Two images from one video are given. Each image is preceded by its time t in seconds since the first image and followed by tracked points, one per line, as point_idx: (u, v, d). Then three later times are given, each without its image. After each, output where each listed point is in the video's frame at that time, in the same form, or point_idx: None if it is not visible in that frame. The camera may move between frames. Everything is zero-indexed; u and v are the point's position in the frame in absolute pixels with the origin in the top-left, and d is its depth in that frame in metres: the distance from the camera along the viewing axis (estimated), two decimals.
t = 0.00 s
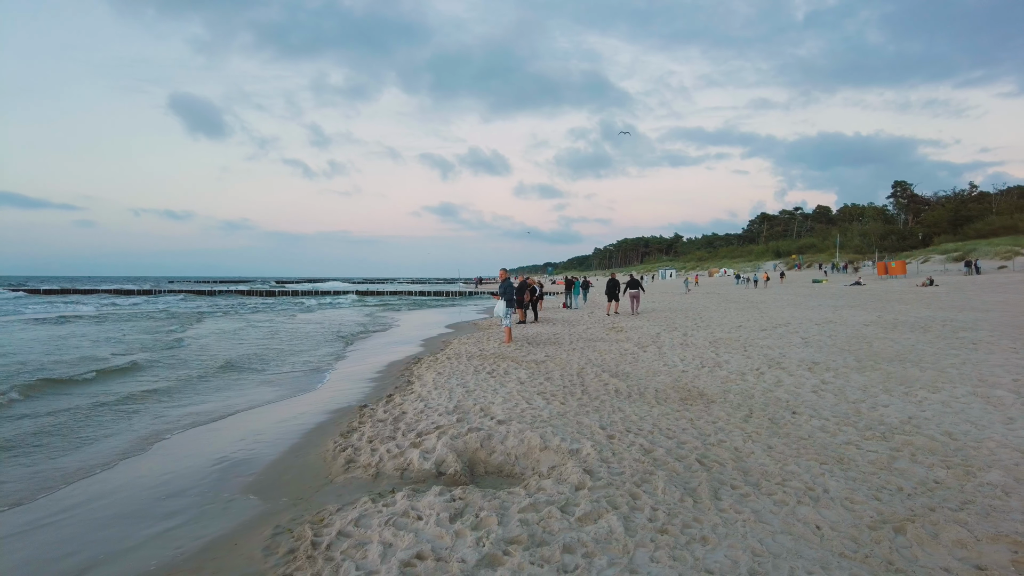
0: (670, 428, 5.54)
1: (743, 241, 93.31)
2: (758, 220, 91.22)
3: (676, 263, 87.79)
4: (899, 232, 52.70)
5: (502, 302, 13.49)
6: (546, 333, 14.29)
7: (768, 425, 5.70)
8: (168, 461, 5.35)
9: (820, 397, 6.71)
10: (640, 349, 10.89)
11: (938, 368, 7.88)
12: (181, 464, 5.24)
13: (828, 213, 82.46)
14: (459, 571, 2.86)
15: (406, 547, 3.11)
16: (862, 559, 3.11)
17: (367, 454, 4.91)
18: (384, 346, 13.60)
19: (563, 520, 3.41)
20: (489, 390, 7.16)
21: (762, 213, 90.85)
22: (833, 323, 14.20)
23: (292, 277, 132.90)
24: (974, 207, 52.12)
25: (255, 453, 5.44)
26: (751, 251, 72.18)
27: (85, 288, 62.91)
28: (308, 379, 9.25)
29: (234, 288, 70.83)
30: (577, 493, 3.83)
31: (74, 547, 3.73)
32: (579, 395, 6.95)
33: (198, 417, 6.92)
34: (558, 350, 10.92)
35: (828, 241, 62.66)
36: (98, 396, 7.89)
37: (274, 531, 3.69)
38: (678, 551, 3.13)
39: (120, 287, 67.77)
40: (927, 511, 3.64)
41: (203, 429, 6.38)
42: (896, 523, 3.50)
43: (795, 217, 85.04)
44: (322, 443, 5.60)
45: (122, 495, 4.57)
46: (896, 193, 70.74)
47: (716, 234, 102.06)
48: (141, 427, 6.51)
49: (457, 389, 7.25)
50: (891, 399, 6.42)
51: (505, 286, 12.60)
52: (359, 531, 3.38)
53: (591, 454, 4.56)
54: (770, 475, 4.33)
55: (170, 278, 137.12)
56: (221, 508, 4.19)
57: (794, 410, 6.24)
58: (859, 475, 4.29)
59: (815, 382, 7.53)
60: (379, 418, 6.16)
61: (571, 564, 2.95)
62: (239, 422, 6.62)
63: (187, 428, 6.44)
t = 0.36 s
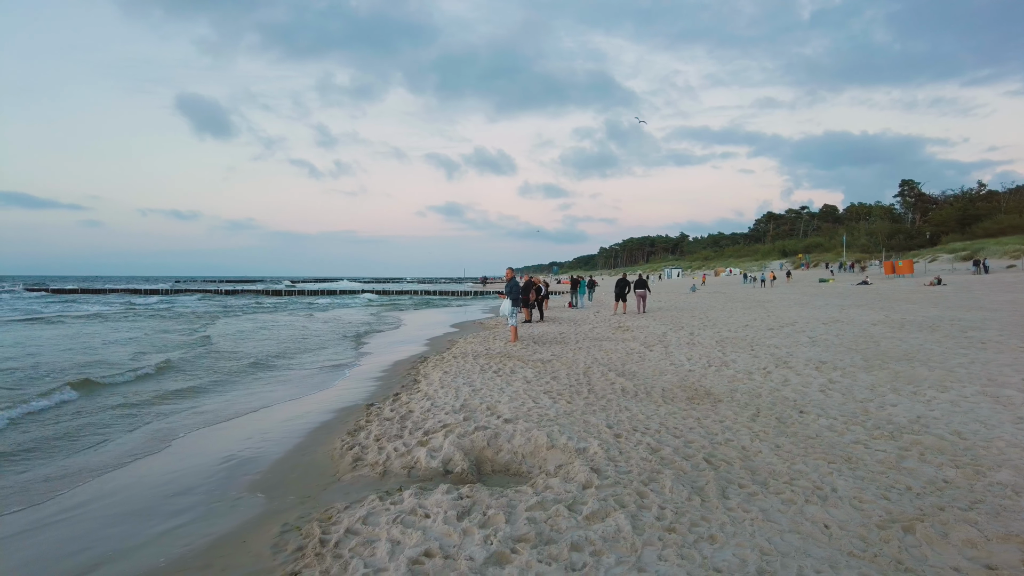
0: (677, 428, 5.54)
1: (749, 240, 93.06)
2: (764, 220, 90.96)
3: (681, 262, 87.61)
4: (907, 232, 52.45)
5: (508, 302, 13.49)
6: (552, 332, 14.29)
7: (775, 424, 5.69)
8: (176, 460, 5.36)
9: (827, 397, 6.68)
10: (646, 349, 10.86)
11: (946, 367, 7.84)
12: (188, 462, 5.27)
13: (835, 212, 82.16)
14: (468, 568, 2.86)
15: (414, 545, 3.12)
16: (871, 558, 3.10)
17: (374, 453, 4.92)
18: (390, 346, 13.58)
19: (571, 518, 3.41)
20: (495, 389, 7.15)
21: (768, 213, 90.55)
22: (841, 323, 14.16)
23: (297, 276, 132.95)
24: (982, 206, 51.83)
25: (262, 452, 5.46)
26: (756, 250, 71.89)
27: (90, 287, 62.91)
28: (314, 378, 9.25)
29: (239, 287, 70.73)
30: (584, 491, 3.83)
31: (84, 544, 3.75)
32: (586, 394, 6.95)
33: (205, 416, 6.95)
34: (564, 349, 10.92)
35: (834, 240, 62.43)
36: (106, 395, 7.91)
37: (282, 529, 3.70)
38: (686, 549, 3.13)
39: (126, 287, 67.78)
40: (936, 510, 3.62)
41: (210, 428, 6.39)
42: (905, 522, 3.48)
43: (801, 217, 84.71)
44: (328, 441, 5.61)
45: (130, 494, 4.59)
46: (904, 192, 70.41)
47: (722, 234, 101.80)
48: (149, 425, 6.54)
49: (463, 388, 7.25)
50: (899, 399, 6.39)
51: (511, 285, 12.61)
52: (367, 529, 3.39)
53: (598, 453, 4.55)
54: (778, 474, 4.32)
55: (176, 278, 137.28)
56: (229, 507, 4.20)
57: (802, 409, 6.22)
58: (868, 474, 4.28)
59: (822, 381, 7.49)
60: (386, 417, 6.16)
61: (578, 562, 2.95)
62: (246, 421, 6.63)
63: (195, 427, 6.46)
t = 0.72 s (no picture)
0: (688, 427, 5.52)
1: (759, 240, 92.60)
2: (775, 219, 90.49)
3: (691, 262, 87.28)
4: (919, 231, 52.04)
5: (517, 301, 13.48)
6: (561, 332, 14.29)
7: (786, 424, 5.65)
8: (187, 458, 5.39)
9: (839, 397, 6.64)
10: (656, 348, 10.82)
11: (960, 368, 7.77)
12: (199, 460, 5.30)
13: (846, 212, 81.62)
14: (479, 566, 2.87)
15: (425, 543, 3.13)
16: (884, 559, 3.08)
17: (384, 452, 4.93)
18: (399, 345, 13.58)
19: (581, 517, 3.41)
20: (505, 388, 7.15)
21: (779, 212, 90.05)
22: (852, 323, 14.07)
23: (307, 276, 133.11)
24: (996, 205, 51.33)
25: (272, 450, 5.47)
26: (767, 250, 71.52)
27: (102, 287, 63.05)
28: (323, 377, 9.26)
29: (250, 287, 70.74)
30: (594, 490, 3.82)
31: (96, 541, 3.78)
32: (595, 393, 6.93)
33: (216, 414, 6.98)
34: (574, 349, 10.91)
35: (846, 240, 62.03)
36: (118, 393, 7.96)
37: (293, 526, 3.71)
38: (697, 549, 3.12)
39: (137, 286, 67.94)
40: (951, 512, 3.59)
41: (220, 427, 6.41)
42: (919, 524, 3.46)
43: (811, 216, 84.15)
44: (338, 440, 5.63)
45: (142, 492, 4.61)
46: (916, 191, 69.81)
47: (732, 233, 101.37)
48: (160, 424, 6.58)
49: (473, 387, 7.24)
50: (912, 399, 6.34)
51: (521, 285, 12.61)
52: (378, 527, 3.40)
53: (609, 453, 4.54)
54: (789, 475, 4.29)
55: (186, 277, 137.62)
56: (240, 504, 4.22)
57: (813, 409, 6.18)
58: (881, 475, 4.24)
59: (834, 381, 7.44)
60: (396, 416, 6.17)
61: (589, 561, 2.94)
62: (256, 420, 6.65)
63: (205, 426, 6.49)
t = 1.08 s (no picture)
0: (702, 427, 5.49)
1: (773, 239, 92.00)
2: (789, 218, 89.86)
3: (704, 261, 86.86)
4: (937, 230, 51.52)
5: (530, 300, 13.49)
6: (574, 331, 14.28)
7: (802, 424, 5.61)
8: (202, 455, 5.44)
9: (856, 397, 6.58)
10: (670, 348, 10.79)
11: (978, 368, 7.68)
12: (215, 458, 5.34)
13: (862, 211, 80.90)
14: (493, 564, 2.87)
15: (439, 540, 3.13)
16: (903, 561, 3.05)
17: (398, 449, 4.95)
18: (412, 344, 13.59)
19: (595, 516, 3.41)
20: (518, 387, 7.15)
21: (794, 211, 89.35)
22: (868, 322, 13.95)
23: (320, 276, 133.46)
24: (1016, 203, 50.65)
25: (285, 448, 5.51)
26: (782, 250, 71.01)
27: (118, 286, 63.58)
28: (337, 375, 9.30)
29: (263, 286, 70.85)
30: (609, 489, 3.81)
31: (113, 537, 3.83)
32: (609, 393, 6.92)
33: (230, 413, 7.03)
34: (588, 348, 10.90)
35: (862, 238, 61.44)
36: (134, 392, 8.04)
37: (308, 524, 3.74)
38: (712, 549, 3.10)
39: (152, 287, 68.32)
40: (971, 514, 3.54)
41: (234, 425, 6.46)
42: (938, 525, 3.41)
43: (827, 215, 83.33)
44: (351, 437, 5.66)
45: (157, 489, 4.66)
46: (934, 190, 69.01)
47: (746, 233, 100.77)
48: (176, 422, 6.65)
49: (486, 386, 7.26)
50: (930, 400, 6.27)
51: (534, 284, 12.63)
52: (393, 525, 3.41)
53: (623, 452, 4.53)
54: (805, 475, 4.26)
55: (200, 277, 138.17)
56: (253, 501, 4.26)
57: (829, 409, 6.13)
58: (899, 476, 4.19)
59: (850, 381, 7.38)
60: (409, 414, 6.19)
61: (604, 561, 2.93)
62: (270, 418, 6.69)
63: (219, 424, 6.54)
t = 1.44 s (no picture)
0: (727, 427, 5.44)
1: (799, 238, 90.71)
2: (816, 217, 88.51)
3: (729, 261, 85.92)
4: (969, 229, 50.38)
5: (552, 299, 13.48)
6: (597, 331, 14.22)
7: (828, 425, 5.52)
8: (228, 451, 5.53)
9: (884, 398, 6.46)
10: (694, 347, 10.70)
11: (1012, 369, 7.50)
12: (241, 453, 5.43)
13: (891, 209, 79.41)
14: (516, 561, 2.88)
15: (463, 536, 3.15)
16: (933, 564, 2.99)
17: (421, 446, 4.98)
18: (434, 343, 13.61)
19: (619, 514, 3.40)
20: (540, 386, 7.15)
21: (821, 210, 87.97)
22: (898, 322, 13.71)
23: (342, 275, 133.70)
24: None
25: (308, 444, 5.57)
26: (808, 249, 69.92)
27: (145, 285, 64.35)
28: (359, 373, 9.36)
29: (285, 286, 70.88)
30: (632, 488, 3.80)
31: (142, 529, 3.92)
32: (632, 392, 6.88)
33: (255, 409, 7.13)
34: (610, 348, 10.85)
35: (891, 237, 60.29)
36: (162, 389, 8.17)
37: (333, 518, 3.78)
38: (737, 548, 3.07)
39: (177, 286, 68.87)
40: (1004, 518, 3.46)
41: (259, 421, 6.55)
42: (970, 529, 3.34)
43: (854, 214, 81.85)
44: (373, 434, 5.71)
45: (185, 483, 4.75)
46: (966, 187, 67.45)
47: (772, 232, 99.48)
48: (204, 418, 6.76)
49: (508, 384, 7.26)
50: (961, 401, 6.14)
51: (556, 283, 12.62)
52: (416, 520, 3.44)
53: (646, 451, 4.51)
54: (832, 476, 4.20)
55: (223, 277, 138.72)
56: (278, 496, 4.31)
57: (856, 410, 6.03)
58: (929, 478, 4.11)
59: (878, 382, 7.25)
60: (432, 412, 6.22)
61: (627, 559, 2.93)
62: (295, 414, 6.77)
63: (244, 420, 6.63)
